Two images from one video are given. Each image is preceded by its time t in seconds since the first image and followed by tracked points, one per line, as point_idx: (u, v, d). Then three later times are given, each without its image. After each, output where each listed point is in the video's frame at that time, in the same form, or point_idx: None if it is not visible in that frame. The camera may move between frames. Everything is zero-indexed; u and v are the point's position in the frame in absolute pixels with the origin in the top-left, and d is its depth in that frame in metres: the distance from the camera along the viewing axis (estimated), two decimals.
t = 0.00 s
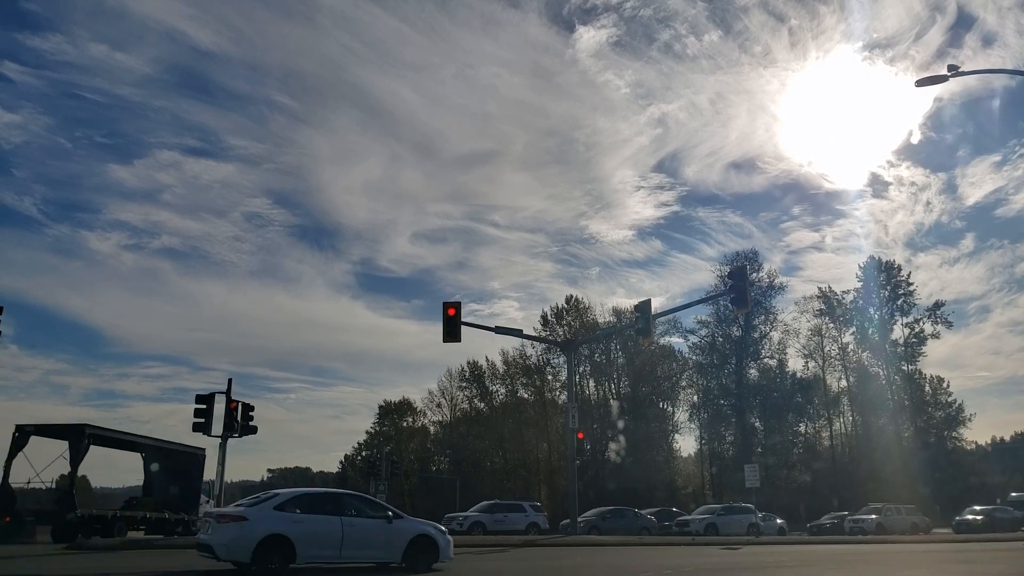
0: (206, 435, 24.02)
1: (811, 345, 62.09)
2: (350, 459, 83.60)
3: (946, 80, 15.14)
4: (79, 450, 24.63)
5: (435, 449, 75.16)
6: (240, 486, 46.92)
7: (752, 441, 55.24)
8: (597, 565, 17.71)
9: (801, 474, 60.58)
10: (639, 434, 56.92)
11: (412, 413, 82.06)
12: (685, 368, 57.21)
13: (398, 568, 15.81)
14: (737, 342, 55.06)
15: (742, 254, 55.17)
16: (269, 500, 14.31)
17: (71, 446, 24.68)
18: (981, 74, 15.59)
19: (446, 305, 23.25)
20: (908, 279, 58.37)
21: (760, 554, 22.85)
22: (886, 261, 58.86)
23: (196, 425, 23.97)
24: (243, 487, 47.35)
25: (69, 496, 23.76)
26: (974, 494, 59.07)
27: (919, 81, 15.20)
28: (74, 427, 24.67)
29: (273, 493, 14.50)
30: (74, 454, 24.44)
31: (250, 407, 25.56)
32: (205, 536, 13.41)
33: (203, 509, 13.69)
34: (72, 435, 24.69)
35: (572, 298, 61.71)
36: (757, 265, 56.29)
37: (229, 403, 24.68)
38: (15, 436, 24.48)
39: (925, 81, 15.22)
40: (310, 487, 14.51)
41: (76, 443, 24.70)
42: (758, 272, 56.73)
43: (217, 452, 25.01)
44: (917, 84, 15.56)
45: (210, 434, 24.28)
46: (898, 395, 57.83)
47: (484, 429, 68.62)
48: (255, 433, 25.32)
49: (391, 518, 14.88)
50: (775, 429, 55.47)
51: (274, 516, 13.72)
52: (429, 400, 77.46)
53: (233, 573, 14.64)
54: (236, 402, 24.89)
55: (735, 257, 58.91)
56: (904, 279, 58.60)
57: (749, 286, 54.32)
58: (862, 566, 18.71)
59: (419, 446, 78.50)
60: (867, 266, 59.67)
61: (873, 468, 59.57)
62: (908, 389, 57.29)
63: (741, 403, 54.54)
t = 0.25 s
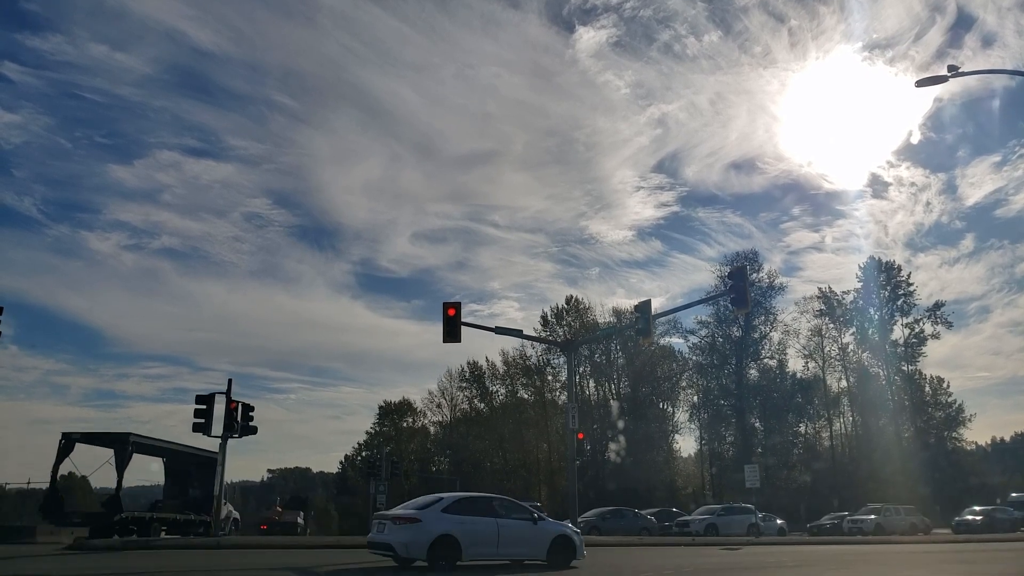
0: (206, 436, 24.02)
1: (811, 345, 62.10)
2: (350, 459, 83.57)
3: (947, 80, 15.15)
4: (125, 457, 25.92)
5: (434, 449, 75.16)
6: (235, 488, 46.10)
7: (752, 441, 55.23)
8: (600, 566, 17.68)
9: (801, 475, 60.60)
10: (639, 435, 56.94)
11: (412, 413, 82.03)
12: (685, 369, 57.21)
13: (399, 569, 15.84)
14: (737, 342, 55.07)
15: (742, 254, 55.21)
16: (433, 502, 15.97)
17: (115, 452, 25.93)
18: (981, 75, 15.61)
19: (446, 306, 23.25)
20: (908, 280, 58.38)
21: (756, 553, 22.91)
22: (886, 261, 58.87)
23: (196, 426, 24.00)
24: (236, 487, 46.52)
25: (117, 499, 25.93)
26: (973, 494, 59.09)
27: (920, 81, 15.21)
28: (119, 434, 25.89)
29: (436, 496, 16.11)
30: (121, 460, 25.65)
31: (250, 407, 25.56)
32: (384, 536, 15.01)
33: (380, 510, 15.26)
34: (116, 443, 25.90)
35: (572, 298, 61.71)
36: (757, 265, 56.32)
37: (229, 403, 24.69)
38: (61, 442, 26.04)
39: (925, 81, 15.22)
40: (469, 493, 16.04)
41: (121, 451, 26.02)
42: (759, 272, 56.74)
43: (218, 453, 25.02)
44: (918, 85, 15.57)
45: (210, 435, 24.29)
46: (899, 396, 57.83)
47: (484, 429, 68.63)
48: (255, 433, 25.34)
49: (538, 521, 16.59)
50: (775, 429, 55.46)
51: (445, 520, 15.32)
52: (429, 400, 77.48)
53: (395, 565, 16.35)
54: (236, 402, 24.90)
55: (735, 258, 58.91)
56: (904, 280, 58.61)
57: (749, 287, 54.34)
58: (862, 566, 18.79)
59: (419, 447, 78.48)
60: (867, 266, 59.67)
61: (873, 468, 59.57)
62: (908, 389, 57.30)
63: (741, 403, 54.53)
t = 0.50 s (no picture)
0: (206, 436, 24.02)
1: (811, 346, 62.10)
2: (350, 459, 83.58)
3: (947, 80, 15.17)
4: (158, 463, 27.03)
5: (434, 449, 75.18)
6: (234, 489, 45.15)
7: (752, 441, 55.20)
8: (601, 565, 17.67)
9: (801, 475, 60.60)
10: (638, 435, 56.93)
11: (411, 413, 82.06)
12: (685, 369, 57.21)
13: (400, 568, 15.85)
14: (737, 342, 55.06)
15: (741, 254, 55.23)
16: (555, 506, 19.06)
17: (148, 460, 26.90)
18: (981, 75, 15.62)
19: (446, 306, 23.25)
20: (908, 280, 58.38)
21: (754, 554, 22.93)
22: (886, 261, 58.86)
23: (196, 426, 24.00)
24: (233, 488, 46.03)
25: (151, 501, 26.75)
26: (973, 494, 59.09)
27: (919, 81, 15.21)
28: (153, 442, 26.96)
29: (551, 500, 19.29)
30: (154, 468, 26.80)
31: (250, 407, 25.56)
32: (510, 535, 18.20)
33: (504, 513, 18.40)
34: (150, 450, 26.92)
35: (573, 298, 61.71)
36: (757, 265, 56.32)
37: (229, 403, 24.68)
38: (95, 447, 26.64)
39: (925, 81, 15.22)
40: (581, 497, 19.08)
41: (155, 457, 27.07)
42: (759, 272, 56.73)
43: (218, 453, 25.02)
44: (917, 85, 15.57)
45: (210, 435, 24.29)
46: (898, 396, 57.84)
47: (484, 430, 68.63)
48: (255, 433, 25.35)
49: (642, 521, 19.43)
50: (775, 429, 55.43)
51: (563, 522, 18.42)
52: (428, 400, 77.50)
53: (511, 560, 19.52)
54: (236, 402, 24.90)
55: (735, 258, 58.92)
56: (904, 280, 58.61)
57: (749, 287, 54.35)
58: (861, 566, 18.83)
59: (419, 447, 78.50)
60: (867, 266, 59.65)
61: (873, 469, 59.58)
62: (907, 389, 57.27)
63: (741, 403, 54.51)
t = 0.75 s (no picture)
0: (206, 436, 24.02)
1: (811, 346, 62.09)
2: (350, 459, 83.62)
3: (947, 80, 15.17)
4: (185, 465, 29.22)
5: (434, 449, 75.19)
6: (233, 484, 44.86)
7: (752, 441, 55.19)
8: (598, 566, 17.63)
9: (802, 475, 60.57)
10: (638, 436, 56.93)
11: (411, 413, 82.11)
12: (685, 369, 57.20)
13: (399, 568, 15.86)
14: (738, 342, 55.05)
15: (742, 254, 55.22)
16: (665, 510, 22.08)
17: (176, 464, 29.00)
18: (982, 75, 15.60)
19: (446, 306, 23.25)
20: (908, 280, 58.37)
21: (752, 554, 22.92)
22: (886, 261, 58.85)
23: (196, 426, 24.00)
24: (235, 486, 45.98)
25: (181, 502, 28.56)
26: (973, 494, 59.07)
27: (920, 81, 15.20)
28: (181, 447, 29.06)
29: (663, 503, 22.34)
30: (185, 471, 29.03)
31: (250, 407, 25.55)
32: (630, 535, 21.17)
33: (624, 515, 21.34)
34: (179, 453, 28.98)
35: (573, 298, 61.70)
36: (757, 265, 56.30)
37: (229, 403, 24.66)
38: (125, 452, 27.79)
39: (926, 81, 15.21)
40: (686, 503, 22.07)
41: (182, 462, 29.23)
42: (758, 272, 56.71)
43: (218, 453, 25.02)
44: (917, 85, 15.57)
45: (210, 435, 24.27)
46: (899, 395, 57.82)
47: (484, 430, 68.63)
48: (255, 433, 25.32)
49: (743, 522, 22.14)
50: (775, 429, 55.41)
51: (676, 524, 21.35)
52: (428, 400, 77.55)
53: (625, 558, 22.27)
54: (236, 402, 24.89)
55: (735, 258, 58.90)
56: (904, 280, 58.61)
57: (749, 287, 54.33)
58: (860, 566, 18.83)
59: (419, 447, 78.51)
60: (867, 266, 59.63)
61: (873, 469, 59.56)
62: (908, 389, 57.26)
63: (741, 403, 54.49)
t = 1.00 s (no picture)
0: (206, 436, 24.02)
1: (811, 345, 62.09)
2: (350, 459, 83.61)
3: (947, 80, 15.16)
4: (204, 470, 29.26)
5: (434, 449, 75.19)
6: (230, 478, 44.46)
7: (752, 441, 55.18)
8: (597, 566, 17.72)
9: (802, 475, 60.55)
10: (638, 436, 56.92)
11: (411, 413, 82.11)
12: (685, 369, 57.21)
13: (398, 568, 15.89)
14: (738, 342, 55.05)
15: (742, 254, 55.22)
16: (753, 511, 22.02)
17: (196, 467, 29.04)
18: (982, 75, 15.58)
19: (446, 306, 23.26)
20: (908, 280, 58.37)
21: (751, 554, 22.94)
22: (886, 261, 58.85)
23: (196, 426, 23.99)
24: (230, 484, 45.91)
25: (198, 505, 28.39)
26: (974, 495, 59.07)
27: (920, 81, 15.20)
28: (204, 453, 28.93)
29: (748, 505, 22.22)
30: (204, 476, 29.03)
31: (250, 407, 25.56)
32: (718, 534, 21.12)
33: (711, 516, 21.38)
34: (199, 458, 28.92)
35: (573, 298, 61.68)
36: (757, 265, 56.29)
37: (229, 403, 24.67)
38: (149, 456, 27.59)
39: (925, 81, 15.21)
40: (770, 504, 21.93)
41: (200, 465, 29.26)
42: (758, 272, 56.70)
43: (218, 453, 25.02)
44: (917, 85, 15.57)
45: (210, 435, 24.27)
46: (899, 395, 57.83)
47: (484, 430, 68.63)
48: (256, 433, 25.32)
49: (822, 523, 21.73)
50: (775, 429, 55.38)
51: (757, 524, 21.16)
52: (428, 400, 77.53)
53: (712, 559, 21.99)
54: (235, 402, 24.89)
55: (735, 258, 58.89)
56: (904, 280, 58.61)
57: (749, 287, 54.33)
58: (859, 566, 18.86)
59: (419, 447, 78.48)
60: (867, 266, 59.63)
61: (873, 469, 59.57)
62: (908, 389, 57.26)
63: (740, 403, 54.49)
